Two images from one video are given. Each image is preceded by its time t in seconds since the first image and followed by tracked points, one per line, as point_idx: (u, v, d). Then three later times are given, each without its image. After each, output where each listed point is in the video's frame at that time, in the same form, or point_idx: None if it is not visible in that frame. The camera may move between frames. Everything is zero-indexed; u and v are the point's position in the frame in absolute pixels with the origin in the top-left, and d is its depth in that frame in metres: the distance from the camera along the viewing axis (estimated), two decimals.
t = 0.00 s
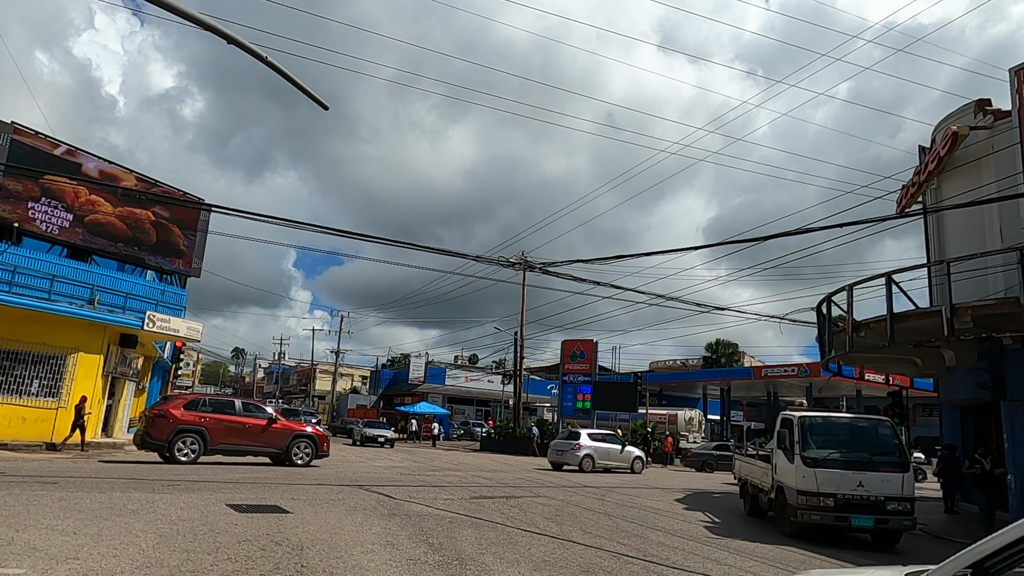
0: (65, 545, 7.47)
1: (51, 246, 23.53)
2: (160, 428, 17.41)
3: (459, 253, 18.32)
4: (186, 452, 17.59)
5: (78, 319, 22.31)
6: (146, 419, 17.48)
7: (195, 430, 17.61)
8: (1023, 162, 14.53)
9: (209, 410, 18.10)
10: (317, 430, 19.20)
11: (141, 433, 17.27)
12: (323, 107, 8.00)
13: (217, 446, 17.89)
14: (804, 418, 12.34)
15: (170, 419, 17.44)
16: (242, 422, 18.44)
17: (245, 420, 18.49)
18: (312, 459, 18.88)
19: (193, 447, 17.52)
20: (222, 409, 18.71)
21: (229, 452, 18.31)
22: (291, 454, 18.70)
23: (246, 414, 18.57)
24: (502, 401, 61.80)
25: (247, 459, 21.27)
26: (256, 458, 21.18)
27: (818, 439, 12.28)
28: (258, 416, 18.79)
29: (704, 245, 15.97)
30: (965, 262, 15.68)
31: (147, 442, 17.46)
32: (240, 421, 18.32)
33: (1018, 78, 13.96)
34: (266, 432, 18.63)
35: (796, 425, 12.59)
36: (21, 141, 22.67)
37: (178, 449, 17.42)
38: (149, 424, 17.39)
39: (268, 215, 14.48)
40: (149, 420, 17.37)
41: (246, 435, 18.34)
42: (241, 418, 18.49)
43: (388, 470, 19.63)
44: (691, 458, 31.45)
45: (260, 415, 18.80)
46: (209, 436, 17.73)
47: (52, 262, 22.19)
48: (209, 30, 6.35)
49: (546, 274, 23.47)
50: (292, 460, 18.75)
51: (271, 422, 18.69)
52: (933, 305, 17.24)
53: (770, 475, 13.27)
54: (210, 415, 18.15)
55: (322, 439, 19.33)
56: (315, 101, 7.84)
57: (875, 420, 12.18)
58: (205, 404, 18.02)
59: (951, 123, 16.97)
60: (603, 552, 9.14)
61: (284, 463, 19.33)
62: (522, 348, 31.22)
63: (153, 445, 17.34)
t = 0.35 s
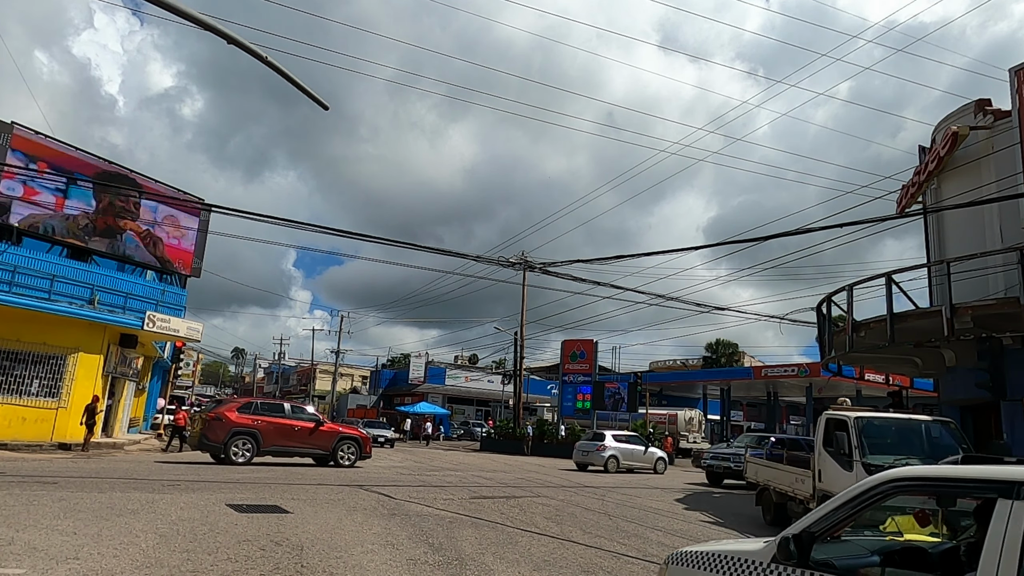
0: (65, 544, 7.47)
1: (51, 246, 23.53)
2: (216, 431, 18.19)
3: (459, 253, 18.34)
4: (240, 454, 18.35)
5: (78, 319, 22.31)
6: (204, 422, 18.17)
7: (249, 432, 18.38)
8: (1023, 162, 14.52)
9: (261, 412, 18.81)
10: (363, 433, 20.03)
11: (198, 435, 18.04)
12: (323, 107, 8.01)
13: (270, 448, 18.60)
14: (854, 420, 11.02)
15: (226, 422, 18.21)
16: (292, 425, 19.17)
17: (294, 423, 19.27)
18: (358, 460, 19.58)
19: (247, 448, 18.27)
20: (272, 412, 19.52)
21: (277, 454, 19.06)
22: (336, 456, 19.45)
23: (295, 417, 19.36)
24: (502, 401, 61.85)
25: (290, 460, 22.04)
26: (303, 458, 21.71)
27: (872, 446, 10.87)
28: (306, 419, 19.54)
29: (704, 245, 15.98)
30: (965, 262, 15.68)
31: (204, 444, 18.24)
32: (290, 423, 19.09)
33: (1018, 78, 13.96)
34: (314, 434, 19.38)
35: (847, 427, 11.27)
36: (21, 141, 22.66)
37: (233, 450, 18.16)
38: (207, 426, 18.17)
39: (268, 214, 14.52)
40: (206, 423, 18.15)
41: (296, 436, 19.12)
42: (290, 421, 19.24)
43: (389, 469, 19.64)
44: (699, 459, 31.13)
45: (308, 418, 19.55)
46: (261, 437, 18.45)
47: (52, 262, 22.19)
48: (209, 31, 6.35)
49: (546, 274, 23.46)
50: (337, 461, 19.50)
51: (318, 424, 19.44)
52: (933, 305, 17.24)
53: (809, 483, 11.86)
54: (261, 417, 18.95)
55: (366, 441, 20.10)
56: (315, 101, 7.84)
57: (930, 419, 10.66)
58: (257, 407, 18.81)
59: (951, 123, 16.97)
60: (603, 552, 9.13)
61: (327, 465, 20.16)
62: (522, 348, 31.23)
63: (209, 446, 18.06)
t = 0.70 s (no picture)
0: (65, 544, 7.47)
1: (51, 246, 23.56)
2: (266, 434, 18.74)
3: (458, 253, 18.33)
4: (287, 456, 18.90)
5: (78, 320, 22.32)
6: (254, 425, 18.73)
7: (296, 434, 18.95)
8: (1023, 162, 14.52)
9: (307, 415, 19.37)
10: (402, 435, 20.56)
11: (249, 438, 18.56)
12: (323, 107, 8.00)
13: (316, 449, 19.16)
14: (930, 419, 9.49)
15: (276, 425, 18.77)
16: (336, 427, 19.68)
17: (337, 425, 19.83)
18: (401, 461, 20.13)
19: (296, 450, 18.83)
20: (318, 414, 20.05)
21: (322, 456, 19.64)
22: (379, 457, 20.01)
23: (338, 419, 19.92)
24: (502, 401, 61.87)
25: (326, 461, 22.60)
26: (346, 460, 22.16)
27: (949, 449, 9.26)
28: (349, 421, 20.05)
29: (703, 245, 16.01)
30: (965, 262, 15.68)
31: (254, 446, 18.78)
32: (335, 425, 19.64)
33: (1018, 78, 13.96)
34: (356, 436, 19.91)
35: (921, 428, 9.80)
36: (21, 141, 22.70)
37: (282, 452, 18.73)
38: (256, 429, 18.72)
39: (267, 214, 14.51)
40: (256, 426, 18.68)
41: (340, 437, 19.67)
42: (334, 423, 19.76)
43: (389, 469, 19.63)
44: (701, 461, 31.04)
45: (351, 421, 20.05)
46: (307, 440, 19.05)
47: (51, 262, 22.19)
48: (210, 31, 6.35)
49: (546, 275, 23.46)
50: (379, 462, 20.06)
51: (360, 426, 19.99)
52: (933, 305, 17.24)
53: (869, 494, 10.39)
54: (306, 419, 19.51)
55: (404, 443, 20.68)
56: (315, 101, 7.83)
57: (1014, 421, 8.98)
58: (304, 410, 19.37)
59: (951, 123, 16.97)
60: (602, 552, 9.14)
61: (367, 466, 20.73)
62: (522, 348, 31.23)
63: (259, 447, 18.65)
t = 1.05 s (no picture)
0: (65, 545, 7.47)
1: (51, 246, 23.56)
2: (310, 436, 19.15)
3: (459, 254, 18.32)
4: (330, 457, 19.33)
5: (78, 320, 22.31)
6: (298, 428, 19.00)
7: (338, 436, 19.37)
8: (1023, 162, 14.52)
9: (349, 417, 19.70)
10: (437, 437, 20.97)
11: (294, 439, 18.94)
12: (324, 107, 7.99)
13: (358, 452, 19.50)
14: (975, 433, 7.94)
15: (320, 427, 19.17)
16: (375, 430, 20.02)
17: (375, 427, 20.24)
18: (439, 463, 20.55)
19: (339, 452, 19.26)
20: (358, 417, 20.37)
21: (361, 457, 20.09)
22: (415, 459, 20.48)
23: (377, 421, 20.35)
24: (502, 401, 61.88)
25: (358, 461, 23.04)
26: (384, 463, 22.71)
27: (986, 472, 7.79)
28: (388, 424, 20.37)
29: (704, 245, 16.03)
30: (965, 262, 15.69)
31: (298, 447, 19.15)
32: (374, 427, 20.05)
33: (1018, 78, 13.97)
34: (394, 438, 20.24)
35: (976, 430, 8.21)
36: (21, 141, 22.68)
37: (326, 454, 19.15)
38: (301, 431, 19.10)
39: (268, 215, 14.50)
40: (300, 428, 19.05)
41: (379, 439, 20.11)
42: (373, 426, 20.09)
43: (389, 469, 19.64)
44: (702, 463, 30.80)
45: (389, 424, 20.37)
46: (350, 442, 19.41)
47: (51, 262, 22.19)
48: (210, 31, 6.34)
49: (546, 274, 23.46)
50: (415, 463, 20.54)
51: (397, 428, 20.38)
52: (933, 305, 17.25)
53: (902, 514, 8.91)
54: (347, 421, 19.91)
55: (438, 445, 21.17)
56: (315, 101, 7.81)
57: None
58: (346, 413, 19.76)
59: (951, 123, 16.97)
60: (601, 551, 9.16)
61: (403, 467, 21.19)
62: (522, 348, 31.23)
63: (304, 449, 18.95)
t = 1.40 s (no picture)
0: (65, 545, 7.47)
1: (51, 246, 23.53)
2: (350, 437, 19.61)
3: (459, 253, 18.32)
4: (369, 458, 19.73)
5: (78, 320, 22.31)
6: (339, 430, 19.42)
7: (376, 438, 19.79)
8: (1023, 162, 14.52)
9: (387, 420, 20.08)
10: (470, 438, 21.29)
11: (334, 440, 19.40)
12: (324, 107, 7.98)
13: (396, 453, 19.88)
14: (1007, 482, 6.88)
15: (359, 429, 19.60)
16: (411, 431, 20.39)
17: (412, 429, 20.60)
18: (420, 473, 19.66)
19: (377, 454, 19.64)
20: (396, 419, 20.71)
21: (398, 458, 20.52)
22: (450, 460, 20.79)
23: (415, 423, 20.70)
24: (502, 401, 61.88)
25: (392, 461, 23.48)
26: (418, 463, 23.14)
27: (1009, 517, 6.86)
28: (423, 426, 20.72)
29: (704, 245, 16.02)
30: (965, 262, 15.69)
31: (338, 448, 19.59)
32: (411, 429, 20.43)
33: (1018, 78, 13.97)
34: (430, 440, 20.60)
35: None
36: (21, 140, 22.66)
37: (365, 456, 19.57)
38: (341, 433, 19.56)
39: (269, 215, 14.47)
40: (341, 430, 19.48)
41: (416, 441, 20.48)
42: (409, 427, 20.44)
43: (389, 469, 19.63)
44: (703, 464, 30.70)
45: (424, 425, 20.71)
46: (388, 443, 19.80)
47: (51, 262, 22.19)
48: (209, 31, 6.34)
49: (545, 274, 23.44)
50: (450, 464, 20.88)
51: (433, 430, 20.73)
52: (933, 304, 17.24)
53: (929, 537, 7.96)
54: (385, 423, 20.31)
55: (472, 447, 21.54)
56: (315, 101, 7.80)
57: None
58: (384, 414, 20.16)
59: (951, 123, 16.97)
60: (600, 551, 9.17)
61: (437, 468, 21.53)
62: (522, 348, 31.22)
63: (344, 450, 19.34)
